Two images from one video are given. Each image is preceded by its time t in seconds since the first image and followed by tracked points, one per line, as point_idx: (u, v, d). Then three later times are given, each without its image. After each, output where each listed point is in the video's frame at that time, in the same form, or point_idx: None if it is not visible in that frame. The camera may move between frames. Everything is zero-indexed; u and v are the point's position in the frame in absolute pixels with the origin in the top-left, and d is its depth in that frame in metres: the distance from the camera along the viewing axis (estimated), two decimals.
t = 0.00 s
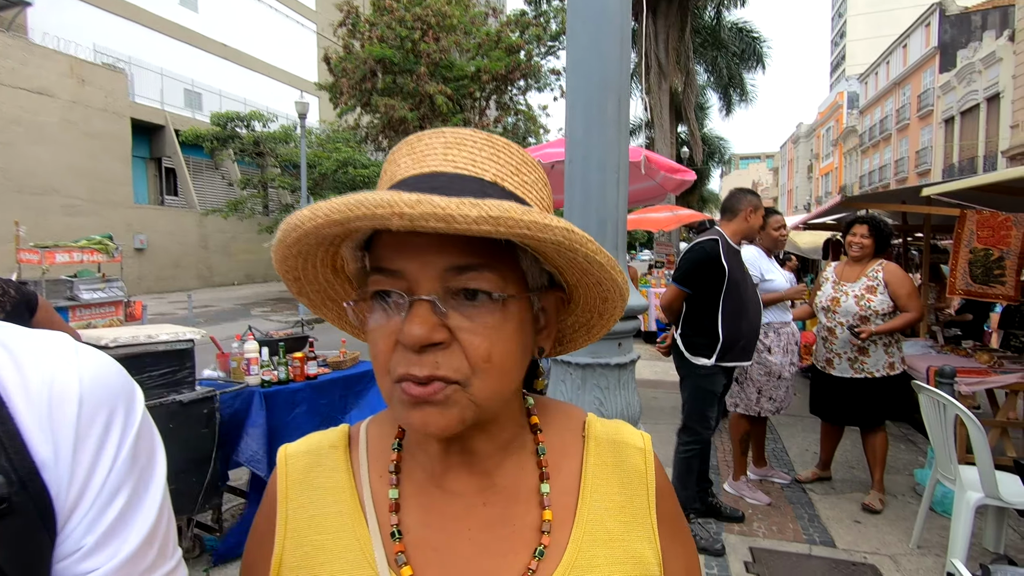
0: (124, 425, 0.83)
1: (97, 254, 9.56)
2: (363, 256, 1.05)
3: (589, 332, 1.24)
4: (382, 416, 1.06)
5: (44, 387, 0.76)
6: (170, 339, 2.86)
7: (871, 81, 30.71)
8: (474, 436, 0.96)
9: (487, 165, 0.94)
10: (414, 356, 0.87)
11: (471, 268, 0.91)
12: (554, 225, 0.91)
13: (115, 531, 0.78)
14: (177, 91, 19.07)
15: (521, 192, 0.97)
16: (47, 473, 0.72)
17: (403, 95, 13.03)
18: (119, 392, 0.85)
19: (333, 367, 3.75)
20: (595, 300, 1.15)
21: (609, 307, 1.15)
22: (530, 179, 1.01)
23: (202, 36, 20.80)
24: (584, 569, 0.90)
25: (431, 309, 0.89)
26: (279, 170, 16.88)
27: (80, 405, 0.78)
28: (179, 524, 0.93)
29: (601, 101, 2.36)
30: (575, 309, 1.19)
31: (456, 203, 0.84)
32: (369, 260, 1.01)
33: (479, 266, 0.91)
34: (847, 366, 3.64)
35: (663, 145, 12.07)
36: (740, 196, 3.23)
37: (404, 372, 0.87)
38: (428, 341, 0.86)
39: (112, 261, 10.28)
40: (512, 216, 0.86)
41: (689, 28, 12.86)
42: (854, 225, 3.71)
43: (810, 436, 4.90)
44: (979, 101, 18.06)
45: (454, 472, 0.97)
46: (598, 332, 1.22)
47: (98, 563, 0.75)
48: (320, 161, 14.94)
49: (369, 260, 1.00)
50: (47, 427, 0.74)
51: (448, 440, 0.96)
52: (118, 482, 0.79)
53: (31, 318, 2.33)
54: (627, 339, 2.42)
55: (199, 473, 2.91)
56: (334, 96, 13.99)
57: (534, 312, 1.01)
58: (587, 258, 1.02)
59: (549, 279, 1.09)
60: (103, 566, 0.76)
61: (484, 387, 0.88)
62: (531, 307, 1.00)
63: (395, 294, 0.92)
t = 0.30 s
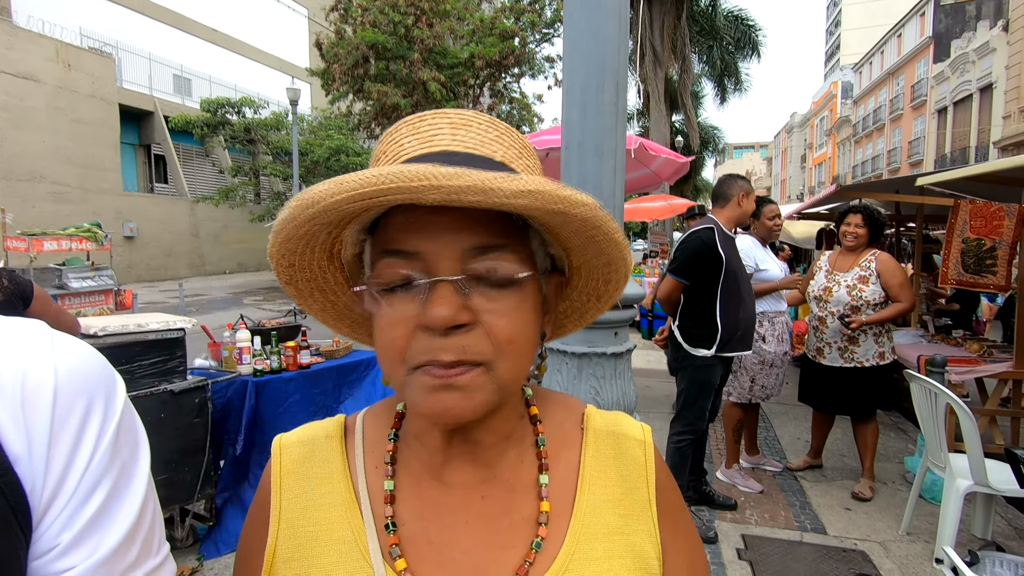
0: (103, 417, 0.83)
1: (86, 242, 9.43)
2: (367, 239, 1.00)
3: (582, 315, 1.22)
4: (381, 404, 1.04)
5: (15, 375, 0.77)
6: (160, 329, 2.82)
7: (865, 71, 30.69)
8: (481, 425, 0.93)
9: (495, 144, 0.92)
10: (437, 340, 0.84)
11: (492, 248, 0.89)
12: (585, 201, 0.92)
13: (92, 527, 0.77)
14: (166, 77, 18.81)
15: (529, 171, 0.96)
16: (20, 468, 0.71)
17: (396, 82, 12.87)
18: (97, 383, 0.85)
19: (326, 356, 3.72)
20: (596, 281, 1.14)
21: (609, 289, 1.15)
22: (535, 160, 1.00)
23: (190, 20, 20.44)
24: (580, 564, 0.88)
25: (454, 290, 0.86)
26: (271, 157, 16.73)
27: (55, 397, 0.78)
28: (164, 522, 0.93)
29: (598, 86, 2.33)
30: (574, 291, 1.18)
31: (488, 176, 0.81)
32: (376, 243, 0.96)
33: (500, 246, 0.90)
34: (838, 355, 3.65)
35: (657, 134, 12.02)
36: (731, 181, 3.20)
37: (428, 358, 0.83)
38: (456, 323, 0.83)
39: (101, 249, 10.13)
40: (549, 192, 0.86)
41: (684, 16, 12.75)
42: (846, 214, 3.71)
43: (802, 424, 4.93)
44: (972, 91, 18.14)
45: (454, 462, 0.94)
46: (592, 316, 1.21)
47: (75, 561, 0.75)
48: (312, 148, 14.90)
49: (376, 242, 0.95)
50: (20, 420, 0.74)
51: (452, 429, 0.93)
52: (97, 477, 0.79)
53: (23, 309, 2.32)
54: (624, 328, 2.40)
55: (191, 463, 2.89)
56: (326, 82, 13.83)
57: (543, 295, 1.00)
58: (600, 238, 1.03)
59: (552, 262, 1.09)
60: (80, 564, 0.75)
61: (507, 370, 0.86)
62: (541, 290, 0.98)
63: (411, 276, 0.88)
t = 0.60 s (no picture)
0: (91, 410, 0.89)
1: (81, 234, 9.36)
2: (412, 231, 0.92)
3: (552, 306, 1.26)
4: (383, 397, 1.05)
5: (1, 368, 0.82)
6: (156, 322, 2.80)
7: (863, 65, 30.65)
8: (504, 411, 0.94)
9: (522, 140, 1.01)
10: (517, 321, 0.84)
11: (550, 234, 0.94)
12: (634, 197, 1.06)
13: (82, 518, 0.82)
14: (161, 67, 18.65)
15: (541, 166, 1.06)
16: (9, 460, 0.77)
17: (394, 74, 12.76)
18: (84, 377, 0.91)
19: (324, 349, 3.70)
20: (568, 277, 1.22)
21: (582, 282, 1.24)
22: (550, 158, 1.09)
23: (185, 10, 20.24)
24: (574, 556, 0.87)
25: (529, 273, 0.87)
26: (266, 149, 16.65)
27: (42, 392, 0.83)
28: (155, 514, 0.98)
29: (598, 78, 2.31)
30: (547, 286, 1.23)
31: (568, 160, 0.90)
32: (426, 232, 0.90)
33: (554, 233, 0.95)
34: (833, 349, 3.66)
35: (655, 128, 11.98)
36: (728, 173, 3.19)
37: (505, 340, 0.83)
38: (540, 304, 0.85)
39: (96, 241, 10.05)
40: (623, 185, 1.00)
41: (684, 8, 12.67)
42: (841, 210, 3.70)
43: (797, 417, 4.95)
44: (970, 86, 18.13)
45: (461, 452, 0.93)
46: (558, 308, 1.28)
47: (66, 552, 0.79)
48: (309, 141, 14.92)
49: (434, 229, 0.89)
50: (9, 414, 0.79)
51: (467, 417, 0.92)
52: (87, 468, 0.84)
53: (32, 302, 2.25)
54: (622, 322, 2.39)
55: (187, 456, 2.89)
56: (323, 73, 13.71)
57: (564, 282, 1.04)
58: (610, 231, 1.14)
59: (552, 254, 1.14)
60: (72, 554, 0.80)
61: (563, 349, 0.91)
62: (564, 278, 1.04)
63: (481, 262, 0.86)
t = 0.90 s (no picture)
0: (78, 407, 0.88)
1: (79, 230, 9.34)
2: (388, 224, 0.94)
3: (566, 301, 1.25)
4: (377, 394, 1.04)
5: None
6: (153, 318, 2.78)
7: (863, 63, 30.62)
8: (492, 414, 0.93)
9: (517, 132, 0.97)
10: (481, 323, 0.83)
11: (530, 233, 0.90)
12: (624, 195, 0.99)
13: (69, 515, 0.82)
14: (159, 63, 18.59)
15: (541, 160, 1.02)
16: None
17: (393, 70, 12.71)
18: (71, 373, 0.90)
19: (322, 346, 3.69)
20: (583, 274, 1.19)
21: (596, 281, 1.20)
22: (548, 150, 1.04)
23: (183, 5, 20.18)
24: (575, 555, 0.87)
25: (496, 275, 0.85)
26: (265, 146, 16.62)
27: (28, 386, 0.83)
28: (144, 510, 0.98)
29: (596, 76, 2.30)
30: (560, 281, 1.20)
31: (521, 153, 0.82)
32: (397, 228, 0.92)
33: (535, 232, 0.92)
34: (827, 347, 3.69)
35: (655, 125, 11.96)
36: (729, 171, 3.19)
37: (471, 343, 0.82)
38: (504, 307, 0.83)
39: (94, 237, 10.03)
40: (603, 181, 0.93)
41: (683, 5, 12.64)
42: (838, 209, 3.69)
43: (795, 415, 4.95)
44: (969, 84, 18.13)
45: (456, 452, 0.93)
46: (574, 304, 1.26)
47: (52, 549, 0.79)
48: (307, 137, 14.91)
49: (403, 225, 0.90)
50: None
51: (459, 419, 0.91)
52: (75, 464, 0.84)
53: (29, 298, 2.21)
54: (619, 319, 2.39)
55: (185, 452, 2.89)
56: (322, 69, 13.66)
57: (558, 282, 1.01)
58: (615, 228, 1.07)
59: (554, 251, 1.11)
60: (58, 551, 0.80)
61: (540, 353, 0.87)
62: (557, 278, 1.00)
63: (447, 261, 0.85)
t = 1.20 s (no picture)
0: (76, 401, 0.89)
1: (75, 229, 9.31)
2: (356, 226, 0.99)
3: (575, 300, 1.24)
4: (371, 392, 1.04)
5: None
6: (150, 317, 2.79)
7: (859, 62, 30.70)
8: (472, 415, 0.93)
9: (485, 128, 0.92)
10: (431, 326, 0.83)
11: (487, 233, 0.89)
12: (579, 185, 0.93)
13: (68, 509, 0.83)
14: (155, 61, 18.55)
15: (518, 155, 0.98)
16: None
17: (390, 69, 12.68)
18: (70, 368, 0.91)
19: (319, 344, 3.70)
20: (588, 267, 1.15)
21: (601, 273, 1.16)
22: (522, 144, 1.00)
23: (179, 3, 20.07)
24: (570, 553, 0.88)
25: (446, 276, 0.85)
26: (262, 144, 16.59)
27: (27, 383, 0.84)
28: (142, 506, 0.98)
29: (592, 76, 2.31)
30: (565, 275, 1.18)
31: (437, 157, 0.80)
32: (364, 231, 0.96)
33: (495, 231, 0.90)
34: (817, 345, 3.72)
35: (652, 124, 11.97)
36: (728, 171, 3.20)
37: (422, 345, 0.83)
38: (450, 310, 0.83)
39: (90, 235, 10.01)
40: (543, 174, 0.87)
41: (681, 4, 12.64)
42: (830, 210, 3.71)
43: (791, 413, 4.98)
44: (965, 84, 18.20)
45: (446, 450, 0.94)
46: (586, 298, 1.22)
47: (52, 542, 0.80)
48: (304, 135, 14.92)
49: (366, 230, 0.94)
50: None
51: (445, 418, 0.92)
52: (73, 459, 0.85)
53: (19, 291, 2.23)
54: (615, 318, 2.40)
55: (181, 451, 2.90)
56: (319, 67, 13.61)
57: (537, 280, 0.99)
58: (594, 221, 1.02)
59: (545, 246, 1.08)
60: (58, 545, 0.81)
61: (500, 356, 0.86)
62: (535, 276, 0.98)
63: (405, 262, 0.88)
